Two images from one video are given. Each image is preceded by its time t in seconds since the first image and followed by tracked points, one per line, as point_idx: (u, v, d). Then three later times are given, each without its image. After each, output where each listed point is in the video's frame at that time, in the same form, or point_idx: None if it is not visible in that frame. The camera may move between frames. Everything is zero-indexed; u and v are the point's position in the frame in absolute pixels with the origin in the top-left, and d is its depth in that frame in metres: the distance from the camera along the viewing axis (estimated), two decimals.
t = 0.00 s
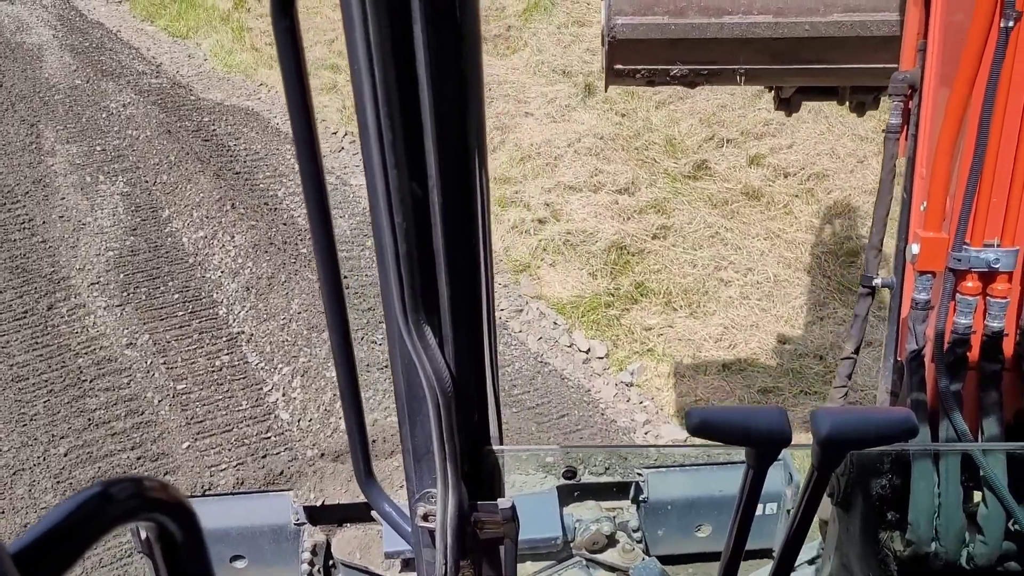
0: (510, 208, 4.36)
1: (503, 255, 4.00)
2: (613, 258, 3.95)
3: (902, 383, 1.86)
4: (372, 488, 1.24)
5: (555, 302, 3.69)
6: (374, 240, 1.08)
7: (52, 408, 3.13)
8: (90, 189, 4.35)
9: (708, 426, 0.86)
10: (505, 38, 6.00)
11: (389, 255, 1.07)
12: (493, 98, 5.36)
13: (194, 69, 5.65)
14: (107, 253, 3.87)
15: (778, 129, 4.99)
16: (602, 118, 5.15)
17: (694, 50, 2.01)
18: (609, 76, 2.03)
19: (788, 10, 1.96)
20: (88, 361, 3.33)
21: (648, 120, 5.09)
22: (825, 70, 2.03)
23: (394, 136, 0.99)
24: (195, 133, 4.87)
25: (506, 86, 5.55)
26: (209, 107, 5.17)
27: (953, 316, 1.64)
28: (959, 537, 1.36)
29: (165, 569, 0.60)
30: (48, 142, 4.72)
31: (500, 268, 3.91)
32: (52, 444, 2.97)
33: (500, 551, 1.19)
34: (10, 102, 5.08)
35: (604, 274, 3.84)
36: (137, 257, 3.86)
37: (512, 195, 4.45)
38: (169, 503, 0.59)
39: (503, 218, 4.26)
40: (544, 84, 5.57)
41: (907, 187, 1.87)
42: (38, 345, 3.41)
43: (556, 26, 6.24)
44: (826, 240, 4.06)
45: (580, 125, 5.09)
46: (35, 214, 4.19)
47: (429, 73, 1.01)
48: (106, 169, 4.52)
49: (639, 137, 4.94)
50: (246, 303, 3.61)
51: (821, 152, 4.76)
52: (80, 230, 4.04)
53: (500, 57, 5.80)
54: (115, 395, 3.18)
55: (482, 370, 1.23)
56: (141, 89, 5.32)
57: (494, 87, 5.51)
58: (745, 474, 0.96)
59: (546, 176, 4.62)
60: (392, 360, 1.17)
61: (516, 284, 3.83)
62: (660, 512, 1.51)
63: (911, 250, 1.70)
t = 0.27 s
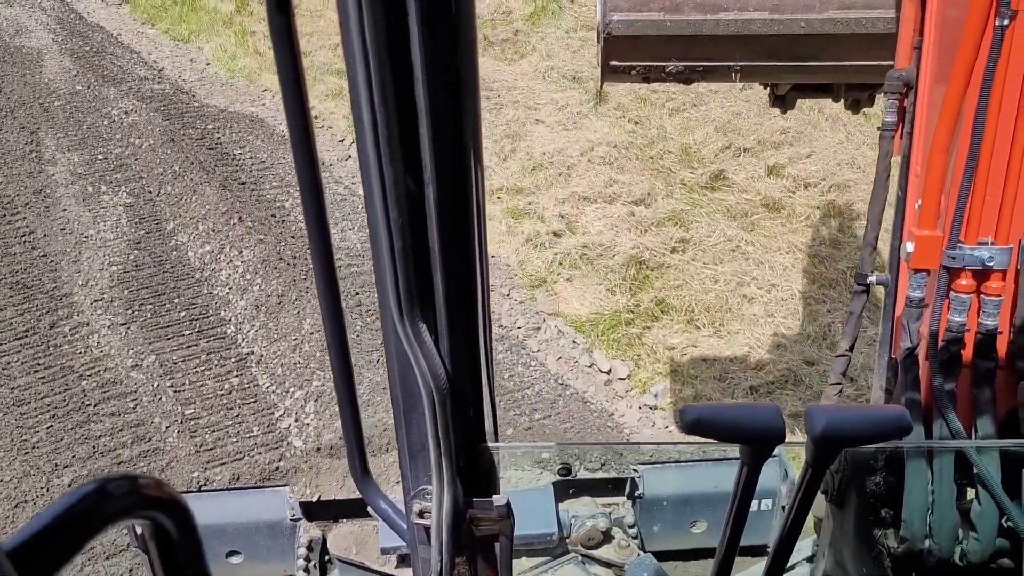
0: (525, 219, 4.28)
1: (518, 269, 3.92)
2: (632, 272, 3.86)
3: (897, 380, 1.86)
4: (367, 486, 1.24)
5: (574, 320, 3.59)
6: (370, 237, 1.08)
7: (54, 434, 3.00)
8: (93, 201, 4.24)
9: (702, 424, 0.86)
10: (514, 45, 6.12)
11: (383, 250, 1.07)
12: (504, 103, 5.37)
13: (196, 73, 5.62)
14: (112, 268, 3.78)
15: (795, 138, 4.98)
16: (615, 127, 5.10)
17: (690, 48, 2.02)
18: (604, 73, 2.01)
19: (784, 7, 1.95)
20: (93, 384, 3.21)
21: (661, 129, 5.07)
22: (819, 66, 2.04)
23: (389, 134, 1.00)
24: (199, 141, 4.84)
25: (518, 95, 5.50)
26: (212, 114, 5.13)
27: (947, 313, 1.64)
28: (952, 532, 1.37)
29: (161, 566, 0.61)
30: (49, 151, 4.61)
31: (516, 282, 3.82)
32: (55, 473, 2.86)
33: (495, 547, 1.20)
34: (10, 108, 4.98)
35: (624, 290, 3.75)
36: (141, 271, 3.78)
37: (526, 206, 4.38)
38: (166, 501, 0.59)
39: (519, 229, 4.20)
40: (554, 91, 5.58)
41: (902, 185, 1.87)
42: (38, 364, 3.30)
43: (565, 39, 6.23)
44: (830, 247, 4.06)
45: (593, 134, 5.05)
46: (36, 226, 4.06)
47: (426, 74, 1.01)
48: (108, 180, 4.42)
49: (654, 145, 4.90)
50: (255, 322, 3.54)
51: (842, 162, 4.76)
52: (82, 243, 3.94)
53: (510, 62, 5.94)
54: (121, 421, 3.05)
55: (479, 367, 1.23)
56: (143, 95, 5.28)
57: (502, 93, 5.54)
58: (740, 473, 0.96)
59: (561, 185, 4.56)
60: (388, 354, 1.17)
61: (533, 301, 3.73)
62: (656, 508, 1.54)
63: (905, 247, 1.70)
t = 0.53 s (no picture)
0: (543, 231, 4.21)
1: (538, 284, 3.85)
2: (656, 289, 3.79)
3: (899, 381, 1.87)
4: (368, 487, 1.24)
5: (597, 339, 3.52)
6: (371, 236, 1.08)
7: (61, 464, 2.93)
8: (97, 213, 4.20)
9: (705, 424, 0.86)
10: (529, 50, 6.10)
11: (385, 252, 1.07)
12: (517, 110, 5.38)
13: (201, 78, 5.62)
14: (118, 287, 3.71)
15: (818, 146, 4.95)
16: (633, 134, 5.08)
17: (694, 48, 2.01)
18: (607, 74, 2.01)
19: (788, 7, 1.95)
20: (99, 410, 3.13)
21: (680, 136, 5.04)
22: (822, 68, 2.03)
23: (391, 133, 1.00)
24: (206, 148, 4.80)
25: (534, 104, 5.46)
26: (219, 120, 5.10)
27: (950, 315, 1.64)
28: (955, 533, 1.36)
29: (162, 569, 0.60)
30: (52, 159, 4.59)
31: (537, 298, 3.76)
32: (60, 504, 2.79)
33: (496, 548, 1.20)
34: (12, 113, 5.00)
35: (648, 307, 3.67)
36: (148, 288, 3.70)
37: (543, 217, 4.32)
38: (166, 502, 0.59)
39: (537, 241, 4.13)
40: (568, 96, 5.57)
41: (904, 186, 1.87)
42: (42, 389, 3.22)
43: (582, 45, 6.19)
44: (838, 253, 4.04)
45: (610, 141, 5.03)
46: (40, 240, 4.01)
47: (428, 76, 1.01)
48: (112, 190, 4.39)
49: (674, 154, 4.87)
50: (268, 343, 3.44)
51: (867, 169, 4.71)
52: (87, 257, 3.89)
53: (522, 66, 5.92)
54: (129, 450, 2.97)
55: (481, 368, 1.23)
56: (148, 101, 5.26)
57: (513, 99, 5.51)
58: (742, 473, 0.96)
59: (578, 196, 4.50)
60: (388, 356, 1.17)
61: (555, 318, 3.67)
62: (657, 509, 1.53)
63: (908, 249, 1.69)
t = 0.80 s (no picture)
0: (560, 244, 4.15)
1: (556, 299, 3.78)
2: (680, 306, 3.69)
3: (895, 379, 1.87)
4: (365, 485, 1.24)
5: (621, 359, 3.42)
6: (368, 234, 1.08)
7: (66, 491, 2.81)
8: (102, 225, 4.12)
9: (701, 422, 0.87)
10: (541, 57, 6.15)
11: (382, 250, 1.07)
12: (529, 117, 5.41)
13: (205, 83, 5.62)
14: (126, 305, 3.61)
15: (840, 155, 4.91)
16: (648, 142, 5.07)
17: (690, 46, 2.01)
18: (603, 72, 2.02)
19: (784, 7, 1.95)
20: (106, 435, 3.01)
21: (698, 145, 5.03)
22: (817, 66, 2.05)
23: (388, 132, 1.00)
24: (213, 158, 4.77)
25: (546, 107, 5.53)
26: (225, 128, 5.08)
27: (945, 312, 1.65)
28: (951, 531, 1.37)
29: (160, 568, 0.60)
30: (55, 169, 4.53)
31: (556, 315, 3.68)
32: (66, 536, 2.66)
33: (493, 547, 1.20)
34: (12, 121, 4.96)
35: (672, 324, 3.58)
36: (155, 305, 3.61)
37: (560, 230, 4.27)
38: (163, 499, 0.59)
39: (555, 254, 4.06)
40: (581, 103, 5.59)
41: (900, 183, 1.87)
42: (47, 412, 3.10)
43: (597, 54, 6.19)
44: (841, 256, 4.03)
45: (625, 149, 5.01)
46: (44, 255, 3.92)
47: (425, 74, 1.01)
48: (117, 202, 4.31)
49: (692, 162, 4.84)
50: (281, 365, 3.33)
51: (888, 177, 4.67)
52: (92, 272, 3.80)
53: (533, 71, 5.97)
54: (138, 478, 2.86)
55: (478, 366, 1.23)
56: (154, 108, 5.23)
57: (527, 107, 5.52)
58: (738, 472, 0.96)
59: (595, 208, 4.45)
60: (386, 353, 1.17)
61: (575, 336, 3.58)
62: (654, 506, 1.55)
63: (904, 247, 1.70)
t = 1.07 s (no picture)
0: (577, 259, 4.09)
1: (576, 317, 3.71)
2: (705, 325, 3.62)
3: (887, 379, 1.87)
4: (359, 485, 1.24)
5: (646, 382, 3.33)
6: (362, 234, 1.08)
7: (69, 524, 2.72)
8: (107, 239, 4.05)
9: (696, 422, 0.86)
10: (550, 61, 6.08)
11: (376, 249, 1.07)
12: (542, 124, 5.35)
13: (209, 88, 5.58)
14: (133, 324, 3.53)
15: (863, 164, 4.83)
16: (665, 151, 5.00)
17: (684, 47, 2.02)
18: (597, 72, 2.01)
19: (776, 7, 1.96)
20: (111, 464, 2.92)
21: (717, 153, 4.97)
22: (810, 66, 2.06)
23: (382, 132, 1.00)
24: (218, 168, 4.71)
25: (558, 114, 5.48)
26: (230, 136, 5.02)
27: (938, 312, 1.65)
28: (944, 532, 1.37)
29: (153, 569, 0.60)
30: (57, 179, 4.49)
31: (576, 334, 3.60)
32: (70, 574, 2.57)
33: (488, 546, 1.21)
34: (12, 126, 4.93)
35: (696, 345, 3.50)
36: (162, 323, 3.54)
37: (577, 244, 4.20)
38: (157, 500, 0.59)
39: (573, 271, 3.99)
40: (596, 109, 5.54)
41: (894, 183, 1.88)
42: (52, 441, 3.01)
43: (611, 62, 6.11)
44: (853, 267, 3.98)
45: (641, 158, 4.94)
46: (47, 271, 3.86)
47: (418, 73, 1.01)
48: (121, 214, 4.26)
49: (711, 172, 4.78)
50: (294, 390, 3.23)
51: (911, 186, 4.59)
52: (96, 289, 3.73)
53: (544, 77, 5.93)
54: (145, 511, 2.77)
55: (473, 366, 1.23)
56: (157, 115, 5.19)
57: (539, 114, 5.47)
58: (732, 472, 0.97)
59: (613, 220, 4.37)
60: (379, 354, 1.17)
61: (597, 356, 3.49)
62: (648, 505, 1.55)
63: (897, 246, 1.70)
